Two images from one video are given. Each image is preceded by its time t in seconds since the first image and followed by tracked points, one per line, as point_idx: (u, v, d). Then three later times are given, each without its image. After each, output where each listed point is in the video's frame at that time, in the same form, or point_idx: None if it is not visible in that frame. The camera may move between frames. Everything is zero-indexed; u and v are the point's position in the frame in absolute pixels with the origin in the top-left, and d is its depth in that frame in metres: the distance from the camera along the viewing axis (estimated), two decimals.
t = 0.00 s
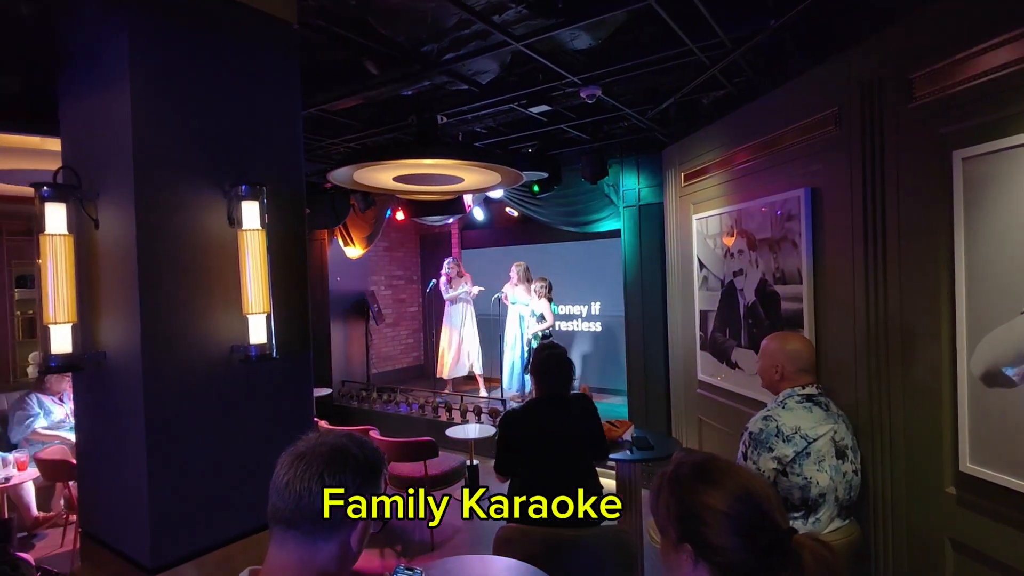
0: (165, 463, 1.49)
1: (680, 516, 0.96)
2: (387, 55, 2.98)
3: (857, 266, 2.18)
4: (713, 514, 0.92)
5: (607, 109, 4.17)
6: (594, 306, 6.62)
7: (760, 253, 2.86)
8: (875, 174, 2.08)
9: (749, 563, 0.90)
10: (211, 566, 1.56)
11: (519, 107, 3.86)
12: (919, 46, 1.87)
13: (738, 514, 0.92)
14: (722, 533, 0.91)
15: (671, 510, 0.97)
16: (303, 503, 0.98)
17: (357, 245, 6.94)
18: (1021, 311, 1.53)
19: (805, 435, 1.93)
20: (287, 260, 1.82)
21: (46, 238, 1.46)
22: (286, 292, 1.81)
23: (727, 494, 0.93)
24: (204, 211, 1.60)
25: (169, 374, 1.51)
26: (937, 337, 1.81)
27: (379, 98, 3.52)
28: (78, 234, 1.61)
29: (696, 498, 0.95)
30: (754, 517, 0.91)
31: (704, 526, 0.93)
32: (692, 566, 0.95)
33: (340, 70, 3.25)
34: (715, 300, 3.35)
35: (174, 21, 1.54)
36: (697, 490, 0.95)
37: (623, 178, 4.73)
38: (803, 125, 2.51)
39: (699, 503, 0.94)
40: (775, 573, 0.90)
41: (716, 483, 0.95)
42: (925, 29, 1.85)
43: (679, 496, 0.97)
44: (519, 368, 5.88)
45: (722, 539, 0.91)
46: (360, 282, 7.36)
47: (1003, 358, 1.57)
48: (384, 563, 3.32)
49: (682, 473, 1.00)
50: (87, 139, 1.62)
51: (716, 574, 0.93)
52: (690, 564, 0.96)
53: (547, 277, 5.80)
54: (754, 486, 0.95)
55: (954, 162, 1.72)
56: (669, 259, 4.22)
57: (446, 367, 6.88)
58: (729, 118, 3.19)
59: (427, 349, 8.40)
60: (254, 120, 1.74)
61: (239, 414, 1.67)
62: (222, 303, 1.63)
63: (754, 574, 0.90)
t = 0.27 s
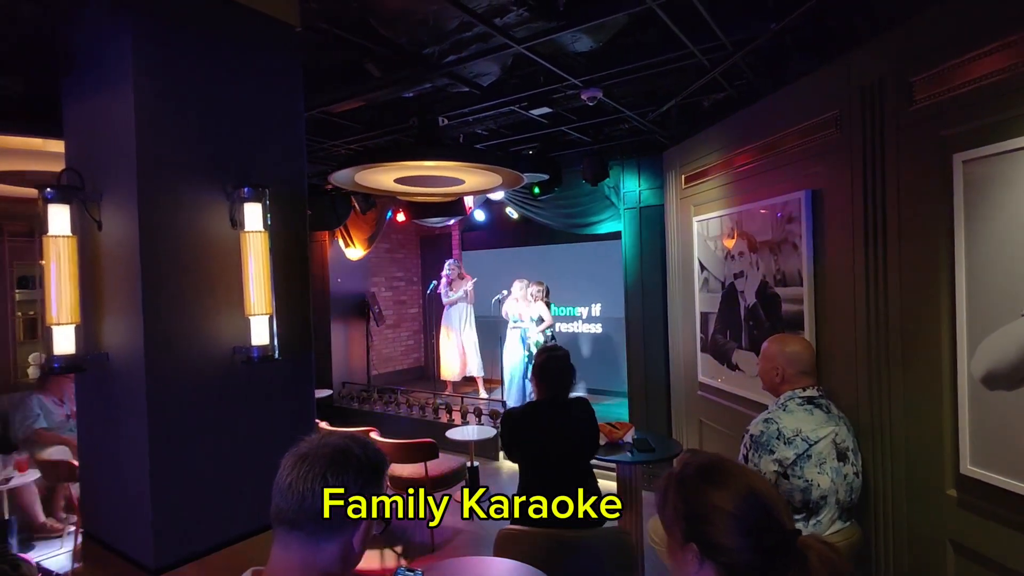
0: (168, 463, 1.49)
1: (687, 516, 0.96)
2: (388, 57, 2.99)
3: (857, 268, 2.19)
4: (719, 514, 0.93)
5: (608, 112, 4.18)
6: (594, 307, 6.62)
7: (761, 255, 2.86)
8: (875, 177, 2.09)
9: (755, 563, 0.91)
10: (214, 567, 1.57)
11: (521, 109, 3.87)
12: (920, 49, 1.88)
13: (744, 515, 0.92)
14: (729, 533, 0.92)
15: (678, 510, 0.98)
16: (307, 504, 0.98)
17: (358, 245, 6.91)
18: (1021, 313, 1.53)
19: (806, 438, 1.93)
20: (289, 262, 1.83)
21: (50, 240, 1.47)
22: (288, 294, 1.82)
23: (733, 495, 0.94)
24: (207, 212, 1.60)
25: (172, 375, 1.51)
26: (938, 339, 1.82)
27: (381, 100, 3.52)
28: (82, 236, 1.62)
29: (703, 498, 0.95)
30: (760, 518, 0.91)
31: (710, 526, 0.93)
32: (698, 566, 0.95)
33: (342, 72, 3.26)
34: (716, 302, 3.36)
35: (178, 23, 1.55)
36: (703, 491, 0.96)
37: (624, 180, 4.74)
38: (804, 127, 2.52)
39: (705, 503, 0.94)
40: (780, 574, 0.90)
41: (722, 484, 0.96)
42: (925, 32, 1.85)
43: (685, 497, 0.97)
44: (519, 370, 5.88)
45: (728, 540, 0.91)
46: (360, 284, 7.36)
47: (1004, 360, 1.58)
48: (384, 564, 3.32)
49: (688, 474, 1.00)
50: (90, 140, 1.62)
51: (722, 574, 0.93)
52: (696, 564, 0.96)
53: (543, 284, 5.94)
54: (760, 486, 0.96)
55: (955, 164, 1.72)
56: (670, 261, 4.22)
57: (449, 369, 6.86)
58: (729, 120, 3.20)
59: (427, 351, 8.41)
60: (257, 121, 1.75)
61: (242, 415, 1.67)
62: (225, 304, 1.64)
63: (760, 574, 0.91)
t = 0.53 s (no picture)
0: (171, 464, 1.49)
1: (691, 514, 0.96)
2: (390, 59, 3.00)
3: (858, 270, 2.19)
4: (723, 514, 0.93)
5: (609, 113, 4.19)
6: (595, 309, 6.63)
7: (762, 257, 2.86)
8: (876, 179, 2.10)
9: (759, 562, 0.91)
10: (217, 566, 1.57)
11: (522, 111, 3.88)
12: (920, 52, 1.89)
13: (748, 514, 0.92)
14: (732, 532, 0.92)
15: (682, 508, 0.98)
16: (310, 504, 0.98)
17: (359, 248, 6.96)
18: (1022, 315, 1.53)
19: (807, 439, 1.93)
20: (291, 262, 1.83)
21: (53, 240, 1.48)
22: (290, 295, 1.82)
23: (737, 494, 0.94)
24: (210, 213, 1.61)
25: (175, 375, 1.51)
26: (939, 341, 1.82)
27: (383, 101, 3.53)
28: (85, 236, 1.62)
29: (708, 498, 0.95)
30: (764, 518, 0.92)
31: (714, 525, 0.93)
32: (701, 565, 0.96)
33: (344, 74, 3.27)
34: (717, 303, 3.36)
35: (182, 25, 1.56)
36: (707, 491, 0.96)
37: (626, 182, 4.75)
38: (804, 130, 2.52)
39: (710, 503, 0.95)
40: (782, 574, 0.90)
41: (726, 483, 0.96)
42: (926, 35, 1.86)
43: (690, 496, 0.97)
44: (520, 372, 5.88)
45: (732, 538, 0.92)
46: (361, 285, 7.37)
47: (1004, 362, 1.58)
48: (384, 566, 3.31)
49: (693, 473, 1.00)
50: (94, 141, 1.63)
51: (726, 573, 0.93)
52: (699, 563, 0.96)
53: (542, 284, 5.85)
54: (764, 486, 0.96)
55: (955, 166, 1.73)
56: (671, 263, 4.22)
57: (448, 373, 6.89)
58: (730, 122, 3.21)
59: (428, 352, 8.41)
60: (260, 122, 1.75)
61: (244, 415, 1.68)
62: (228, 305, 1.64)
63: (763, 573, 0.91)
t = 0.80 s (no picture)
0: (173, 463, 1.50)
1: (692, 515, 0.96)
2: (392, 60, 3.01)
3: (860, 271, 2.19)
4: (723, 515, 0.93)
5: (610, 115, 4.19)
6: (596, 311, 6.63)
7: (763, 258, 2.87)
8: (877, 181, 2.10)
9: (758, 562, 0.91)
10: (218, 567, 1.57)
11: (524, 112, 3.88)
12: (921, 54, 1.89)
13: (748, 515, 0.92)
14: (732, 532, 0.92)
15: (682, 509, 0.98)
16: (311, 505, 0.98)
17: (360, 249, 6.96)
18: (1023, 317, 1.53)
19: (808, 441, 1.93)
20: (293, 263, 1.83)
21: (56, 241, 1.48)
22: (292, 296, 1.82)
23: (739, 495, 0.94)
24: (212, 214, 1.61)
25: (176, 376, 1.52)
26: (940, 343, 1.82)
27: (384, 103, 3.54)
28: (87, 237, 1.63)
29: (709, 498, 0.95)
30: (765, 519, 0.92)
31: (714, 526, 0.93)
32: (701, 565, 0.96)
33: (345, 76, 3.27)
34: (718, 305, 3.36)
35: (185, 27, 1.56)
36: (708, 492, 0.96)
37: (626, 183, 4.74)
38: (805, 132, 2.52)
39: (710, 503, 0.95)
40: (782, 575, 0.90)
41: (727, 484, 0.96)
42: (927, 38, 1.86)
43: (691, 496, 0.97)
44: (521, 373, 5.89)
45: (731, 539, 0.92)
46: (362, 286, 7.38)
47: (1005, 364, 1.58)
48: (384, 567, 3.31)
49: (694, 474, 1.00)
50: (97, 142, 1.64)
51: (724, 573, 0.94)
52: (698, 563, 0.96)
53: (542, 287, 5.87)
54: (765, 488, 0.96)
55: (956, 168, 1.73)
56: (672, 265, 4.22)
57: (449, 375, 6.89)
58: (731, 124, 3.21)
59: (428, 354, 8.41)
60: (262, 124, 1.76)
61: (245, 416, 1.68)
62: (229, 305, 1.65)
63: (763, 574, 0.91)
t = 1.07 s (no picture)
0: (174, 464, 1.50)
1: (690, 515, 0.96)
2: (394, 61, 3.00)
3: (862, 273, 2.19)
4: (721, 516, 0.93)
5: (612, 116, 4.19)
6: (597, 312, 6.63)
7: (764, 260, 2.86)
8: (879, 182, 2.09)
9: (754, 564, 0.90)
10: (220, 567, 1.57)
11: (525, 114, 3.88)
12: (924, 55, 1.88)
13: (747, 518, 0.92)
14: (730, 534, 0.92)
15: (680, 509, 0.98)
16: (312, 505, 0.98)
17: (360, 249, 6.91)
18: None
19: (810, 443, 1.93)
20: (295, 263, 1.84)
21: (59, 241, 1.49)
22: (293, 296, 1.82)
23: (738, 498, 0.94)
24: (215, 214, 1.61)
25: (177, 376, 1.51)
26: (942, 345, 1.82)
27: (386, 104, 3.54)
28: (89, 236, 1.63)
29: (708, 499, 0.95)
30: (765, 521, 0.91)
31: (711, 526, 0.93)
32: (696, 564, 0.96)
33: (348, 77, 3.28)
34: (719, 307, 3.36)
35: (186, 28, 1.56)
36: (707, 493, 0.96)
37: (627, 185, 4.73)
38: (807, 133, 2.52)
39: (710, 504, 0.94)
40: None
41: (727, 486, 0.96)
42: (929, 39, 1.86)
43: (689, 496, 0.97)
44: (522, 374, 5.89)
45: (729, 541, 0.92)
46: (363, 287, 7.39)
47: (1007, 366, 1.58)
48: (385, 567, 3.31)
49: (694, 475, 1.00)
50: (99, 143, 1.64)
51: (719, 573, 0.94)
52: (693, 562, 0.97)
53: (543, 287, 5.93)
54: (765, 490, 0.95)
55: (959, 170, 1.73)
56: (673, 266, 4.22)
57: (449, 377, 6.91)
58: (733, 126, 3.21)
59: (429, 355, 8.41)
60: (263, 124, 1.76)
61: (247, 416, 1.68)
62: (231, 306, 1.65)
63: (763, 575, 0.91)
